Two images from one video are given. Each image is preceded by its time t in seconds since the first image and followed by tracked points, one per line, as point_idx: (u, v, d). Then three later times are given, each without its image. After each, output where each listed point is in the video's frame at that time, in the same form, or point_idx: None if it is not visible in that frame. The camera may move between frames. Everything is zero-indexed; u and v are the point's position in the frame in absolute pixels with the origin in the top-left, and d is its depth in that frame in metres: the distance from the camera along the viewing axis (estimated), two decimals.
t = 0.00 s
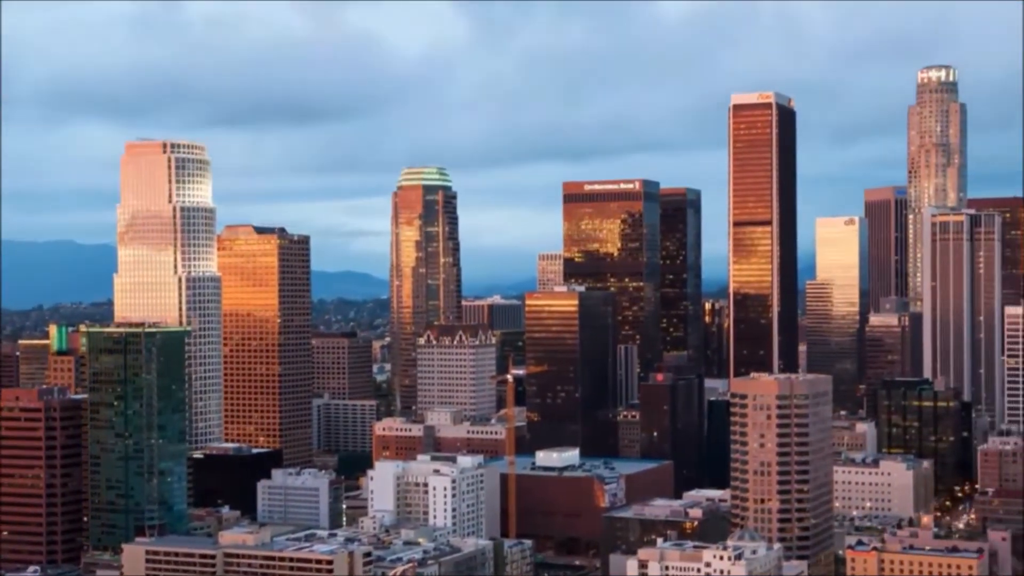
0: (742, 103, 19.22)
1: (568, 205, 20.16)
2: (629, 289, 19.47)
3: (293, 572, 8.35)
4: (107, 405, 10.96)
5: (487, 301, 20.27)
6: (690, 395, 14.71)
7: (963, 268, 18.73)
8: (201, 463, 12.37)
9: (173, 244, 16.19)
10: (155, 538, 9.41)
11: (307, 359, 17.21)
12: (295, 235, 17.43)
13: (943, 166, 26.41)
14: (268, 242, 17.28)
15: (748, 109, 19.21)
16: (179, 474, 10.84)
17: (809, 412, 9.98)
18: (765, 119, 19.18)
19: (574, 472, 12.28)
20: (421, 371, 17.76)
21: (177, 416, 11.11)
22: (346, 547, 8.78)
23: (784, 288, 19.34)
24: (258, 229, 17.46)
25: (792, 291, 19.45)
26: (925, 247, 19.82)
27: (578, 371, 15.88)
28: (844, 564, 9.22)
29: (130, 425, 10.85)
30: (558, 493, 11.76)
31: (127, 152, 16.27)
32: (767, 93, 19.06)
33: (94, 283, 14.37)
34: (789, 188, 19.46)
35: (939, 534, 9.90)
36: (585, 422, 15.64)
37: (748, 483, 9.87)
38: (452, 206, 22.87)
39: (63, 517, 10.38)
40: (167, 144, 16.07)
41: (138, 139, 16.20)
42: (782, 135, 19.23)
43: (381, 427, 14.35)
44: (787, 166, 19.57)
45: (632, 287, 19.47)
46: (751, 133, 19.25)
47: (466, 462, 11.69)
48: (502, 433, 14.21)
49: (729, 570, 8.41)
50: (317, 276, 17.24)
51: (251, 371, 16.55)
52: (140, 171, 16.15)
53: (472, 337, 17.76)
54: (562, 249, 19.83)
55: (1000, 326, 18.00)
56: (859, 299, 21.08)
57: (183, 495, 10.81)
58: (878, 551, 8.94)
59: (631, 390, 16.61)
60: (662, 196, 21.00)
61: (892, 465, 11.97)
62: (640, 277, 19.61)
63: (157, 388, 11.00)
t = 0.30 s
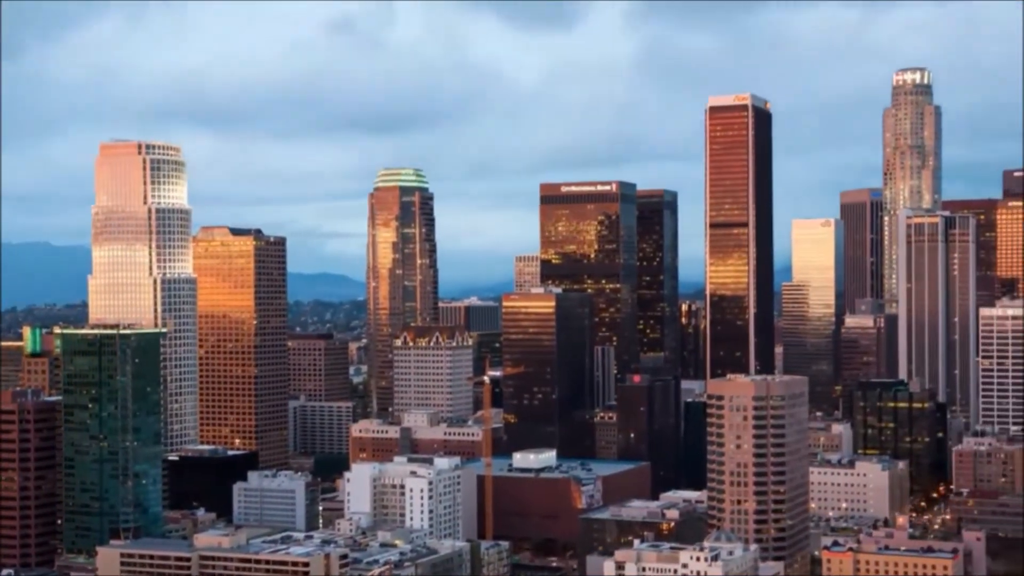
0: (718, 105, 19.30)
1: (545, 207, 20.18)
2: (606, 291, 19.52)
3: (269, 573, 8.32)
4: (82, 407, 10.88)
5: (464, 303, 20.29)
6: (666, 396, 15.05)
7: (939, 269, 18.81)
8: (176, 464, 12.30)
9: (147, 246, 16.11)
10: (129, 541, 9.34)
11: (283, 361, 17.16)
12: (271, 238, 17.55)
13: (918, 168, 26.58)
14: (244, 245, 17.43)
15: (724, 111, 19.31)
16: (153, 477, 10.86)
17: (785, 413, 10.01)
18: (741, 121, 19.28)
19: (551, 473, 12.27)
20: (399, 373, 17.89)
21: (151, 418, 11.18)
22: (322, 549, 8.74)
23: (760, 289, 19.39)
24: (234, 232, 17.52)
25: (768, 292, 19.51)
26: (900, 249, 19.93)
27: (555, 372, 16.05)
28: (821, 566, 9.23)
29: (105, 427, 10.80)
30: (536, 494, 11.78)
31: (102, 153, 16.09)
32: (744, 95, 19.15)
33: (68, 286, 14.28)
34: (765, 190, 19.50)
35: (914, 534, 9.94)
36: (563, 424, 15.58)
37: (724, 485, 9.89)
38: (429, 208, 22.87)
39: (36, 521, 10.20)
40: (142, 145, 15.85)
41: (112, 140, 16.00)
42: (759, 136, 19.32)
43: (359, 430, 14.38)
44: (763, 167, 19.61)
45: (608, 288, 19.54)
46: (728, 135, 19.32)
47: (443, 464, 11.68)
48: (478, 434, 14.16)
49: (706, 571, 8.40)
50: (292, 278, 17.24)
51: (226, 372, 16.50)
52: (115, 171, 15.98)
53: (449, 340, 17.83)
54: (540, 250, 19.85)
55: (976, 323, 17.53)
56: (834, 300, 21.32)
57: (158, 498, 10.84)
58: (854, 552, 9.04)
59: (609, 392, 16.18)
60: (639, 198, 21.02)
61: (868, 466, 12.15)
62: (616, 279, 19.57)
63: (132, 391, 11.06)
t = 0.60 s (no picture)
0: (697, 107, 19.21)
1: (525, 208, 20.18)
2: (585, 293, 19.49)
3: None
4: (60, 409, 10.77)
5: (444, 304, 20.31)
6: (646, 397, 14.82)
7: (917, 270, 18.92)
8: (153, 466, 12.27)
9: (126, 248, 15.98)
10: (106, 544, 9.29)
11: (262, 362, 17.10)
12: (250, 238, 17.39)
13: (896, 170, 26.58)
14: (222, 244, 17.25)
15: (704, 113, 19.17)
16: (132, 479, 10.77)
17: (765, 414, 10.02)
18: (721, 123, 19.14)
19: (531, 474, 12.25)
20: (378, 373, 17.72)
21: (130, 419, 11.01)
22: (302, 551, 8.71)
23: (739, 290, 19.45)
24: (213, 232, 17.36)
25: (748, 294, 19.57)
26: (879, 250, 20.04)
27: (535, 373, 15.91)
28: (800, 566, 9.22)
29: (82, 429, 10.69)
30: (515, 495, 11.78)
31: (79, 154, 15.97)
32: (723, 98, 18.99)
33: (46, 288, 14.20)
34: (745, 191, 19.53)
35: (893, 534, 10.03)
36: (542, 425, 15.69)
37: (703, 487, 9.91)
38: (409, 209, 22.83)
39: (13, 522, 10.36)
40: (119, 146, 15.74)
41: (89, 141, 15.88)
42: (738, 139, 19.24)
43: (338, 431, 14.37)
44: (743, 168, 19.63)
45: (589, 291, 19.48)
46: (707, 137, 19.18)
47: (423, 464, 11.65)
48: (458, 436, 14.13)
49: (686, 572, 8.42)
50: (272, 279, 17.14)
51: (205, 374, 16.45)
52: (92, 173, 15.87)
53: (429, 340, 17.69)
54: (520, 251, 19.92)
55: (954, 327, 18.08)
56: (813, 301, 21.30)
57: (136, 500, 10.77)
58: (834, 552, 8.98)
59: (590, 395, 16.79)
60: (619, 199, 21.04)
61: (847, 467, 11.94)
62: (597, 280, 19.52)
63: (110, 393, 10.88)
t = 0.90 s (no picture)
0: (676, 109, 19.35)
1: (505, 209, 20.18)
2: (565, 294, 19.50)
3: None
4: (37, 411, 10.77)
5: (423, 306, 20.28)
6: (626, 398, 14.98)
7: (895, 271, 19.00)
8: (131, 468, 12.22)
9: (104, 248, 15.91)
10: (83, 546, 9.23)
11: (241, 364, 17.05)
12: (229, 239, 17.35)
13: (875, 172, 26.70)
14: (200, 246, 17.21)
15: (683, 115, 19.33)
16: (111, 481, 10.67)
17: (744, 415, 10.03)
18: (701, 124, 19.33)
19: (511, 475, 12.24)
20: (357, 374, 17.69)
21: (108, 421, 10.97)
22: (281, 553, 8.67)
23: (719, 291, 19.48)
24: (191, 233, 17.31)
25: (727, 295, 19.61)
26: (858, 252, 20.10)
27: (515, 375, 15.99)
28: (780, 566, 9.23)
29: (59, 431, 10.69)
30: (495, 496, 11.74)
31: (56, 156, 15.89)
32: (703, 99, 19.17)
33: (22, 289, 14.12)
34: (724, 193, 19.58)
35: (872, 534, 10.09)
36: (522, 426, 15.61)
37: (683, 488, 9.92)
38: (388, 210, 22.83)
39: None
40: (98, 147, 15.71)
41: (67, 143, 15.82)
42: (717, 140, 19.39)
43: (316, 433, 14.25)
44: (721, 170, 19.68)
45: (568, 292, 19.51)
46: (686, 138, 19.35)
47: (402, 467, 11.59)
48: (437, 437, 14.14)
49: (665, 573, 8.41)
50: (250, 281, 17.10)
51: (184, 376, 16.39)
52: (70, 173, 15.84)
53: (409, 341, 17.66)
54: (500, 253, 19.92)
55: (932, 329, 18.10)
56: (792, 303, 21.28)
57: (115, 502, 10.68)
58: (813, 552, 8.99)
59: (571, 394, 16.77)
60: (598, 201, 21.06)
61: (826, 468, 11.99)
62: (576, 282, 19.55)
63: (88, 394, 10.86)
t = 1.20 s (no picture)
0: (657, 110, 19.44)
1: (485, 210, 20.21)
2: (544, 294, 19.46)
3: None
4: (15, 413, 10.67)
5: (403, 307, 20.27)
6: (604, 398, 15.08)
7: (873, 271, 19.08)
8: (110, 468, 12.07)
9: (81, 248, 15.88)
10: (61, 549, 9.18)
11: (219, 365, 17.08)
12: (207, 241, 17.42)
13: (853, 173, 26.95)
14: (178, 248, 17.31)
15: (663, 117, 19.43)
16: (88, 483, 10.67)
17: (724, 415, 10.05)
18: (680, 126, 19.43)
19: (491, 476, 12.26)
20: (338, 375, 17.69)
21: (84, 423, 11.03)
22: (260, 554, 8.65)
23: (698, 292, 19.52)
24: (169, 234, 17.40)
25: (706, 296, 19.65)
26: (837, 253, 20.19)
27: (494, 377, 16.04)
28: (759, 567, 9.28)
29: (36, 433, 10.61)
30: (474, 498, 11.75)
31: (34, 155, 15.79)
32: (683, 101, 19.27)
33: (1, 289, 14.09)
34: (703, 194, 19.66)
35: (850, 533, 10.12)
36: (501, 428, 15.60)
37: (663, 489, 9.93)
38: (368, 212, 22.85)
39: None
40: (76, 147, 15.44)
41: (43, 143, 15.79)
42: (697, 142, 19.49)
43: (296, 434, 14.22)
44: (701, 171, 19.77)
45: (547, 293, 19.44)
46: (666, 139, 19.45)
47: (381, 468, 11.64)
48: (417, 438, 14.17)
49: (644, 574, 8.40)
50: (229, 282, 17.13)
51: (162, 377, 16.37)
52: (47, 173, 15.64)
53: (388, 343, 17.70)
54: (481, 254, 19.92)
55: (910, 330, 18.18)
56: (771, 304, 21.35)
57: (92, 504, 10.65)
58: (792, 554, 9.10)
59: (550, 397, 16.57)
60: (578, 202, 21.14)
61: (805, 469, 12.09)
62: (556, 283, 19.50)
63: (65, 396, 10.81)
